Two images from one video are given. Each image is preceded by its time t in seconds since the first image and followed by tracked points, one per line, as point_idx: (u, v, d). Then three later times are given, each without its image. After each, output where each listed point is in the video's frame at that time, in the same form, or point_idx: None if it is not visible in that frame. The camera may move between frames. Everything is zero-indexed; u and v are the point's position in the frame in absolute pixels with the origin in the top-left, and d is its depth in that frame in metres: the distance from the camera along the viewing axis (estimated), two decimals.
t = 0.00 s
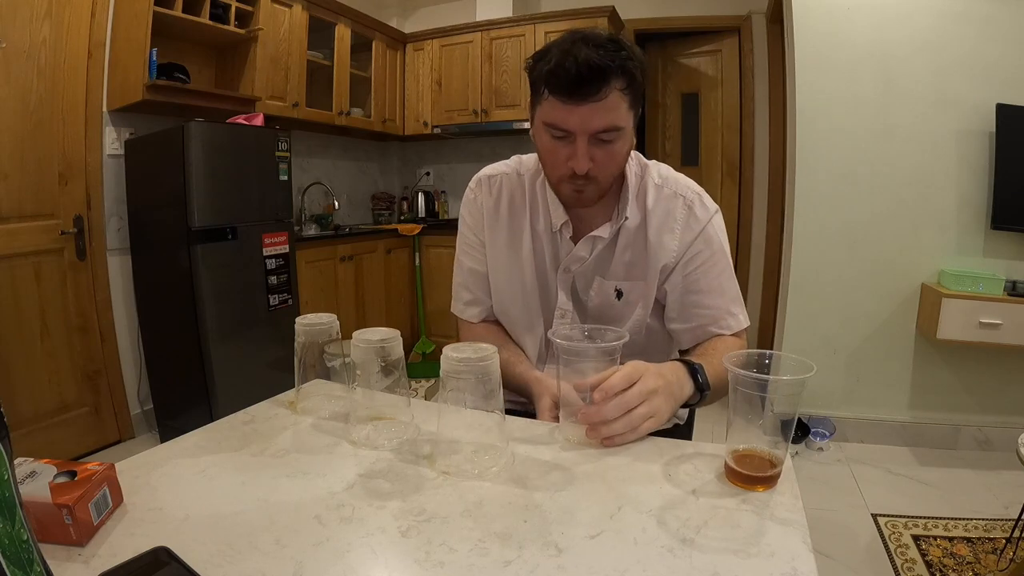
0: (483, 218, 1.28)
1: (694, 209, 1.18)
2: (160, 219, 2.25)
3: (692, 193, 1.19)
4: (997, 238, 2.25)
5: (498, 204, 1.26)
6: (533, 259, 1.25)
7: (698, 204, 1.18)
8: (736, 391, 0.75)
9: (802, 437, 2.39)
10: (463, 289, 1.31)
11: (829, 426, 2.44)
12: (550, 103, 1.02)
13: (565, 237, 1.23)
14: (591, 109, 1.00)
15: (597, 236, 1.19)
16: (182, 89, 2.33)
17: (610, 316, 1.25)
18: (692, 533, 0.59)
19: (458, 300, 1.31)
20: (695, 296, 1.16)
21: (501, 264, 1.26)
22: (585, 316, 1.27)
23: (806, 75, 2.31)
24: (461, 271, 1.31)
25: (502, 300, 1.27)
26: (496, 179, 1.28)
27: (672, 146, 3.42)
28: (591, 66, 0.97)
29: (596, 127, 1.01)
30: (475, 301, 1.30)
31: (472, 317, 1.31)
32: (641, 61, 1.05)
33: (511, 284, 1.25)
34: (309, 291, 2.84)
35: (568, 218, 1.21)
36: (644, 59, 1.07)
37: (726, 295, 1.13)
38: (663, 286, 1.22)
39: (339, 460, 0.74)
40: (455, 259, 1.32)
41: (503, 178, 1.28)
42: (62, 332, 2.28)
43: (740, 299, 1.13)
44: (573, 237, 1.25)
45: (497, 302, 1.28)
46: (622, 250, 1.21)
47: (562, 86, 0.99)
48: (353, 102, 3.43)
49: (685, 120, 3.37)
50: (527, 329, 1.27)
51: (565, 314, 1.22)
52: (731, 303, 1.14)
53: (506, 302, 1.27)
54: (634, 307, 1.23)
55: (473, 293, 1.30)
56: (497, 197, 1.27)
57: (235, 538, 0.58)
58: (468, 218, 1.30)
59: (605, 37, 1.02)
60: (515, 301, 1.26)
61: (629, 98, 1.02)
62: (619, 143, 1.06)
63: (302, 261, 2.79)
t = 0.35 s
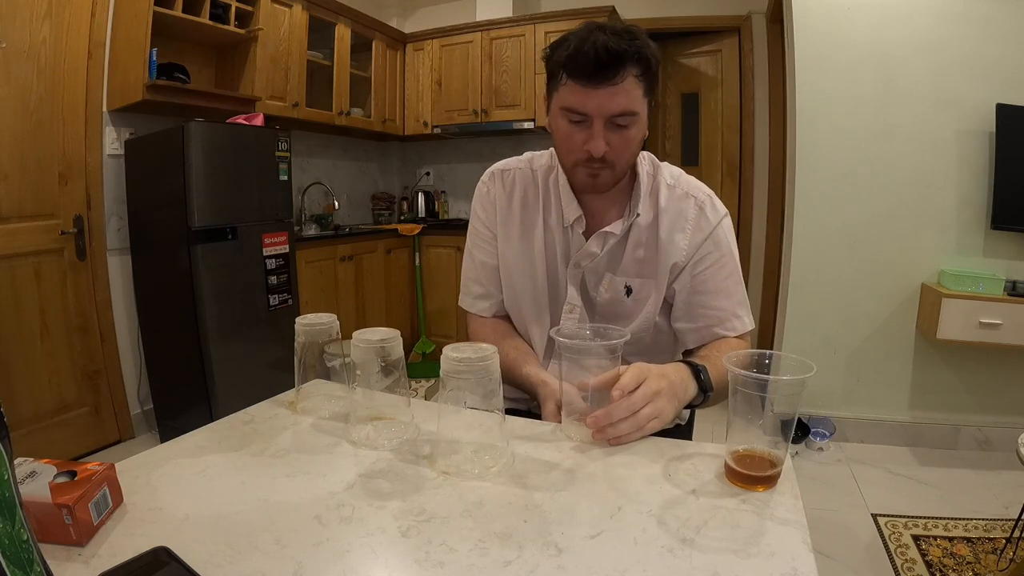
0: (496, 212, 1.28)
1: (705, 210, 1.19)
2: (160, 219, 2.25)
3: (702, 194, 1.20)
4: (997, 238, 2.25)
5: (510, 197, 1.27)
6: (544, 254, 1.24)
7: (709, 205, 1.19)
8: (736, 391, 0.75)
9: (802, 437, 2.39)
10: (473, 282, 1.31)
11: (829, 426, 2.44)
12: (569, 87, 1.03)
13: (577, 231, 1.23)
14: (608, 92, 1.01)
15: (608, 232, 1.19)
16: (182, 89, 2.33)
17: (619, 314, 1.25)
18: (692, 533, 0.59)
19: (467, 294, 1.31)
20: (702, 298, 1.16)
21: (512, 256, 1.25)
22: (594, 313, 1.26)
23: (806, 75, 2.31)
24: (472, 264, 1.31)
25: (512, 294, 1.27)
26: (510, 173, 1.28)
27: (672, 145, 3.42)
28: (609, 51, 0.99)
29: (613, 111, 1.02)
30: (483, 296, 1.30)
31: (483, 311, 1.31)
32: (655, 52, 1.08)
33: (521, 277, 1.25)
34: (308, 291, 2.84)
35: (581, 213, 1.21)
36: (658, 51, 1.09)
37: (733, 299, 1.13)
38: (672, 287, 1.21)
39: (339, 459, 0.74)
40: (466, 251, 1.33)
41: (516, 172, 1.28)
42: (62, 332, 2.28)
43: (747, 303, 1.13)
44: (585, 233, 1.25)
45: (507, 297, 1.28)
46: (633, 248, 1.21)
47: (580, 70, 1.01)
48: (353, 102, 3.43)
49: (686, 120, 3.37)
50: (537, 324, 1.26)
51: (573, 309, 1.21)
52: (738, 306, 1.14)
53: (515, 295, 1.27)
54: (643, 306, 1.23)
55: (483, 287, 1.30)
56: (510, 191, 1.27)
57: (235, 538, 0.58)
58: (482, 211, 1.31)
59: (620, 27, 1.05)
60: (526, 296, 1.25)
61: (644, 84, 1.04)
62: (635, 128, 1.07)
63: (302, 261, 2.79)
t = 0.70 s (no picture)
0: (498, 198, 1.27)
1: (711, 212, 1.20)
2: (159, 219, 2.25)
3: (707, 196, 1.21)
4: (997, 238, 2.25)
5: (512, 186, 1.26)
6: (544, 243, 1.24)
7: (714, 207, 1.20)
8: (737, 390, 0.75)
9: (802, 437, 2.38)
10: (469, 268, 1.29)
11: (829, 426, 2.44)
12: (578, 73, 1.03)
13: (580, 222, 1.21)
14: (617, 78, 1.02)
15: (612, 225, 1.18)
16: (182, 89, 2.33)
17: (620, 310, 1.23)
18: (692, 533, 0.59)
19: (462, 280, 1.29)
20: (704, 299, 1.18)
21: (512, 245, 1.25)
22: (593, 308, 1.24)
23: (806, 75, 2.31)
24: (468, 249, 1.29)
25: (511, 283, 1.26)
26: (515, 161, 1.28)
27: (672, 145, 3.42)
28: (618, 38, 1.00)
29: (622, 97, 1.03)
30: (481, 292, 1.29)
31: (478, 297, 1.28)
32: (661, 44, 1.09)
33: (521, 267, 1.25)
34: (308, 291, 2.84)
35: (584, 205, 1.20)
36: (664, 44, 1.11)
37: (737, 303, 1.16)
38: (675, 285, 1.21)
39: (339, 460, 0.74)
40: (463, 237, 1.30)
41: (521, 162, 1.28)
42: (61, 332, 2.28)
43: (750, 309, 1.16)
44: (588, 226, 1.23)
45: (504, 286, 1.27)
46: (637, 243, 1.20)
47: (589, 55, 1.01)
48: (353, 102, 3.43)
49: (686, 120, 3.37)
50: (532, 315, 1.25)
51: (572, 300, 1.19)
52: (740, 311, 1.17)
53: (513, 285, 1.26)
54: (644, 302, 1.21)
55: (479, 274, 1.28)
56: (514, 180, 1.27)
57: (235, 538, 0.58)
58: (482, 196, 1.29)
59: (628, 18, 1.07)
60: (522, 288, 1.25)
61: (651, 73, 1.05)
62: (642, 117, 1.07)
63: (302, 261, 2.79)
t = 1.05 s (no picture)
0: (499, 205, 1.28)
1: (713, 212, 1.20)
2: (159, 219, 2.25)
3: (710, 196, 1.21)
4: (997, 238, 2.25)
5: (514, 192, 1.27)
6: (547, 246, 1.24)
7: (716, 207, 1.20)
8: (736, 390, 0.75)
9: (802, 437, 2.38)
10: (464, 274, 1.32)
11: (829, 427, 2.44)
12: (587, 75, 1.03)
13: (585, 225, 1.20)
14: (625, 80, 1.02)
15: (618, 226, 1.17)
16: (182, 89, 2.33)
17: (626, 311, 1.23)
18: (692, 533, 0.59)
19: (461, 287, 1.31)
20: (700, 300, 1.19)
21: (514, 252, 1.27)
22: (599, 309, 1.25)
23: (806, 75, 2.31)
24: (468, 257, 1.31)
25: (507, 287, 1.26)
26: (516, 166, 1.28)
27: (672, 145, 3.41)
28: (628, 41, 1.00)
29: (630, 99, 1.03)
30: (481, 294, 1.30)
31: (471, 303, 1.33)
32: (670, 48, 1.09)
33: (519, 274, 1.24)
34: (309, 291, 2.84)
35: (590, 208, 1.20)
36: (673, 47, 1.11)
37: (724, 304, 1.16)
38: (679, 286, 1.21)
39: (339, 459, 0.74)
40: (462, 245, 1.32)
41: (523, 168, 1.28)
42: (61, 332, 2.28)
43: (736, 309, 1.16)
44: (592, 228, 1.22)
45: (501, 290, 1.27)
46: (643, 244, 1.19)
47: (598, 57, 1.01)
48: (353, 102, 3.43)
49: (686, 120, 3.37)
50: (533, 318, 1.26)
51: (578, 303, 1.21)
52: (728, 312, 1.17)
53: (512, 291, 1.26)
54: (649, 303, 1.21)
55: (479, 282, 1.31)
56: (517, 184, 1.27)
57: (235, 538, 0.58)
58: (481, 204, 1.30)
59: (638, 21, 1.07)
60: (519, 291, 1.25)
61: (659, 76, 1.05)
62: (650, 119, 1.07)
63: (302, 261, 2.79)
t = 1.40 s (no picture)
0: (499, 206, 1.28)
1: (710, 212, 1.19)
2: (159, 219, 2.25)
3: (706, 195, 1.21)
4: (997, 238, 2.25)
5: (513, 193, 1.27)
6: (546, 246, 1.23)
7: (713, 206, 1.20)
8: (736, 389, 0.75)
9: (802, 437, 2.38)
10: (470, 278, 1.31)
11: (829, 426, 2.44)
12: (576, 75, 1.04)
13: (583, 225, 1.21)
14: (614, 79, 1.02)
15: (614, 227, 1.18)
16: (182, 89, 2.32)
17: (624, 312, 1.23)
18: (692, 533, 0.59)
19: (466, 291, 1.30)
20: (699, 300, 1.18)
21: (514, 254, 1.26)
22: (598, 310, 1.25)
23: (806, 75, 2.31)
24: (471, 259, 1.30)
25: (512, 289, 1.25)
26: (514, 169, 1.28)
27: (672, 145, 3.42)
28: (615, 39, 1.00)
29: (619, 97, 1.03)
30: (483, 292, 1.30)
31: (478, 307, 1.31)
32: (660, 45, 1.09)
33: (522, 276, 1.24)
34: (309, 291, 2.84)
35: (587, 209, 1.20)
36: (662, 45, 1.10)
37: (724, 305, 1.16)
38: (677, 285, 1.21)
39: (339, 459, 0.74)
40: (466, 248, 1.32)
41: (520, 170, 1.28)
42: (61, 332, 2.28)
43: (736, 310, 1.17)
44: (590, 228, 1.23)
45: (506, 292, 1.26)
46: (640, 244, 1.19)
47: (586, 57, 1.02)
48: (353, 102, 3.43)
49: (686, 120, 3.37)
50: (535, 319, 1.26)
51: (576, 303, 1.20)
52: (729, 312, 1.17)
53: (513, 293, 1.26)
54: (648, 304, 1.21)
55: (482, 283, 1.30)
56: (515, 186, 1.27)
57: (235, 538, 0.58)
58: (483, 206, 1.30)
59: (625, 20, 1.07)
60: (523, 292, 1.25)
61: (649, 74, 1.05)
62: (641, 116, 1.07)
63: (302, 261, 2.79)
